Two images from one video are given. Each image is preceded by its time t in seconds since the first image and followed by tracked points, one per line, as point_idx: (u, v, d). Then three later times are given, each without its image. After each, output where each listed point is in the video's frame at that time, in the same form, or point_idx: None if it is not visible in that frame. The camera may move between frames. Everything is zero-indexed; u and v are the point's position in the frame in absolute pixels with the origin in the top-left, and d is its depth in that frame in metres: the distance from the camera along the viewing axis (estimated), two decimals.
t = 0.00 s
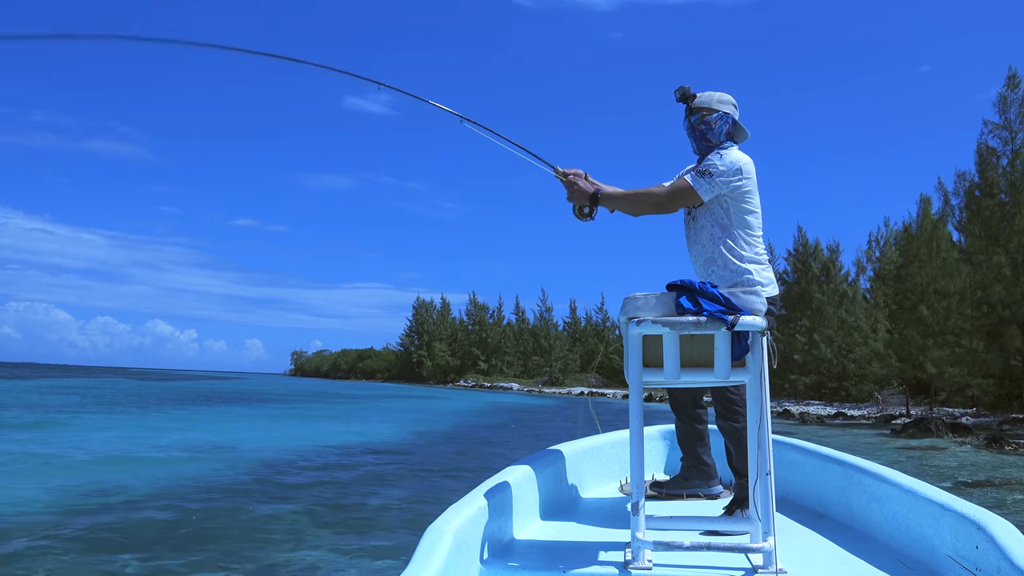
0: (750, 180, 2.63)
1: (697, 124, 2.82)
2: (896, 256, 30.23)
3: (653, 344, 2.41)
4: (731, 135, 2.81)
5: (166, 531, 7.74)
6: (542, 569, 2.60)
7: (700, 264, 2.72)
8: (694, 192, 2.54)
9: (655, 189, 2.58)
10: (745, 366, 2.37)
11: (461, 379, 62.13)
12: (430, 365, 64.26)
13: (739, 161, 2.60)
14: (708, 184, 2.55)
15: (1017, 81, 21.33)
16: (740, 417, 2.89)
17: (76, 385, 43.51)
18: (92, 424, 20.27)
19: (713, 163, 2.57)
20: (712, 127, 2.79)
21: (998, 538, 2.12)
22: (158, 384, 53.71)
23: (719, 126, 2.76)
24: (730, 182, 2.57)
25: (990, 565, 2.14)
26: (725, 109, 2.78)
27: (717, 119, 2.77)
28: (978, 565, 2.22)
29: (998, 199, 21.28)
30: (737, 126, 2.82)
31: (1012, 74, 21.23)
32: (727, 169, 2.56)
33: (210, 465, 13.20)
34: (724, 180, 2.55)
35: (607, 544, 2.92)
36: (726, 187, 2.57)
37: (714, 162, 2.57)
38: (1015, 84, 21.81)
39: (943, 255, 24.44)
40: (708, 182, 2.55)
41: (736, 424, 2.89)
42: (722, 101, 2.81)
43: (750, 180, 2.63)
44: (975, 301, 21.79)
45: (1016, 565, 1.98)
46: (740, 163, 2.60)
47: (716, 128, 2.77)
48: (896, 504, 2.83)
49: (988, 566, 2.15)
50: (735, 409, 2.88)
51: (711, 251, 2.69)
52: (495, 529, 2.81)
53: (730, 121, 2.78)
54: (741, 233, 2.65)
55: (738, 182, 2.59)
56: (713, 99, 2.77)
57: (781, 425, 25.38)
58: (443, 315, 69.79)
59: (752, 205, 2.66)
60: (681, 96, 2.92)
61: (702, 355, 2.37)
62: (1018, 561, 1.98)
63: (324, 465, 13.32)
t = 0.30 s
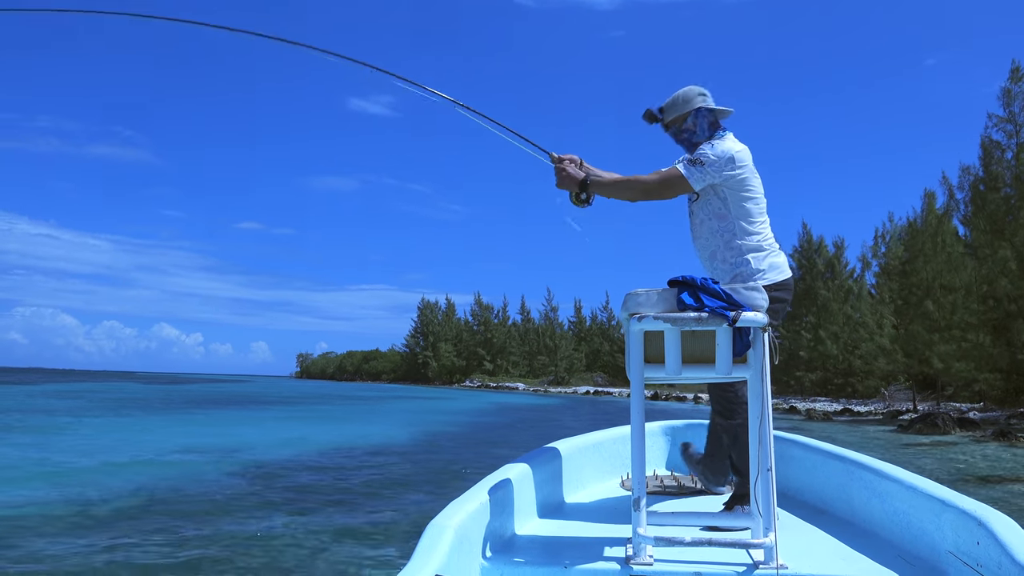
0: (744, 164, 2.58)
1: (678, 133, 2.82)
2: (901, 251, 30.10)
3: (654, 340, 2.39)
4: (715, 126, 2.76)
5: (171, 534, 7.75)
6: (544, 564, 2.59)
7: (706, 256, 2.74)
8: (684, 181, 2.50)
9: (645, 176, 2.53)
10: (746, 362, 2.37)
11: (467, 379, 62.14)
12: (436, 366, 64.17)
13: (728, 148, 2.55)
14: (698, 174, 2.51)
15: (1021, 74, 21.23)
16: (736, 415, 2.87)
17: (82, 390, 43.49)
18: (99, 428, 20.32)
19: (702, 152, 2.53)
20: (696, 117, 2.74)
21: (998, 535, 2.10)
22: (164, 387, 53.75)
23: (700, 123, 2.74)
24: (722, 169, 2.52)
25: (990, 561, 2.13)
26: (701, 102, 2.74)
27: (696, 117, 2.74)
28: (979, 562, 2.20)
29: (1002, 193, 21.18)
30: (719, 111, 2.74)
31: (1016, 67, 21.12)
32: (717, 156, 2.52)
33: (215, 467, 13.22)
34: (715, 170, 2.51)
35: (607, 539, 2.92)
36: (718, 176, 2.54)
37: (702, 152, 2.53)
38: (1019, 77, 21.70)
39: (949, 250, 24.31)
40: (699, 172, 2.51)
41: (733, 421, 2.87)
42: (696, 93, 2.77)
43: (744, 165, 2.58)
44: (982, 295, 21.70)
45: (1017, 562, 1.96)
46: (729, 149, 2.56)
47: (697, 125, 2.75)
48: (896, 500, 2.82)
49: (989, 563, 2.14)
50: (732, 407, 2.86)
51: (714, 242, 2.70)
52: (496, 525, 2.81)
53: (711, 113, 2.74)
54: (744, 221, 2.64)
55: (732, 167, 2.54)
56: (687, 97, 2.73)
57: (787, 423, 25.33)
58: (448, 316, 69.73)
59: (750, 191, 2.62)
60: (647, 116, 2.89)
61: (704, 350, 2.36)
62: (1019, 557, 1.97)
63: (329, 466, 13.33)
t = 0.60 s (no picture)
0: (738, 162, 2.55)
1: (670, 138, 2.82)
2: (906, 243, 30.00)
3: (656, 335, 2.37)
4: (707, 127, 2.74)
5: (178, 541, 7.76)
6: (546, 559, 2.58)
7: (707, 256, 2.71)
8: (673, 177, 2.50)
9: (633, 178, 2.57)
10: (748, 357, 2.35)
11: (473, 381, 62.14)
12: (442, 368, 64.12)
13: (720, 146, 2.53)
14: (686, 174, 2.51)
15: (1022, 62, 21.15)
16: (726, 422, 2.81)
17: (91, 399, 43.58)
18: (107, 437, 20.36)
19: (693, 153, 2.52)
20: (686, 122, 2.72)
21: (1000, 530, 2.08)
22: (172, 396, 53.84)
23: (691, 126, 2.72)
24: (714, 169, 2.51)
25: (992, 556, 2.10)
26: (691, 104, 2.70)
27: (687, 119, 2.71)
28: (981, 557, 2.17)
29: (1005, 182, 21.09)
30: (709, 112, 2.71)
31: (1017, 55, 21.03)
32: (708, 155, 2.51)
33: (222, 473, 13.24)
34: (706, 167, 2.50)
35: (609, 534, 2.90)
36: (710, 175, 2.52)
37: (693, 152, 2.52)
38: (1019, 66, 21.63)
39: (953, 241, 24.20)
40: (689, 171, 2.51)
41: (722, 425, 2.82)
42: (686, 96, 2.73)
43: (738, 163, 2.55)
44: (988, 286, 21.60)
45: (1019, 557, 1.94)
46: (721, 148, 2.53)
47: (690, 128, 2.72)
48: (898, 495, 2.79)
49: (989, 558, 2.11)
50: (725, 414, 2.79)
51: (714, 241, 2.67)
52: (497, 520, 2.79)
53: (702, 115, 2.71)
54: (743, 218, 2.61)
55: (724, 165, 2.52)
56: (675, 101, 2.70)
57: (794, 417, 25.24)
58: (453, 318, 69.71)
59: (747, 189, 2.59)
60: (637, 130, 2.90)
61: (706, 345, 2.34)
62: (1021, 553, 1.94)
63: (336, 470, 13.34)
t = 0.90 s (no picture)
0: (736, 153, 2.56)
1: (675, 119, 2.78)
2: (910, 238, 29.91)
3: (657, 333, 2.37)
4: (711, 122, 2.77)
5: (185, 547, 7.79)
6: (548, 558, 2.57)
7: (702, 245, 2.68)
8: (675, 155, 2.47)
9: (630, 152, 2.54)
10: (749, 356, 2.34)
11: (479, 383, 62.16)
12: (447, 370, 64.14)
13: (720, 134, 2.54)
14: (690, 153, 2.49)
15: None
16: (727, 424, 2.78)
17: (98, 407, 43.71)
18: (114, 444, 20.44)
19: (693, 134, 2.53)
20: (697, 108, 2.72)
21: (1002, 530, 2.08)
22: (178, 402, 53.97)
23: (697, 116, 2.72)
24: (713, 153, 2.51)
25: (993, 556, 2.10)
26: (702, 98, 2.72)
27: (695, 110, 2.72)
28: (982, 557, 2.17)
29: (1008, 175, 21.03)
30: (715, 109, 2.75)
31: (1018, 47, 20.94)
32: (708, 139, 2.52)
33: (228, 479, 13.29)
34: (706, 149, 2.50)
35: (610, 534, 2.90)
36: (709, 160, 2.52)
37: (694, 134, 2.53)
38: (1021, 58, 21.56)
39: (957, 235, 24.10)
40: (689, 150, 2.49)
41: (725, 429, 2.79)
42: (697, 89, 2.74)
43: (736, 154, 2.56)
44: (993, 279, 21.51)
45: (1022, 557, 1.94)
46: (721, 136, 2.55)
47: (694, 118, 2.73)
48: (900, 494, 2.78)
49: (992, 557, 2.11)
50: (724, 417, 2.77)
51: (711, 229, 2.64)
52: (499, 520, 2.78)
53: (708, 110, 2.74)
54: (742, 208, 2.60)
55: (723, 152, 2.53)
56: (687, 91, 2.70)
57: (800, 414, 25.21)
58: (457, 320, 69.72)
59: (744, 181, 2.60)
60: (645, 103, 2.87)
61: (707, 344, 2.34)
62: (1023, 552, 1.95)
63: (342, 474, 13.37)
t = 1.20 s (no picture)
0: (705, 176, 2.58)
1: (652, 133, 2.77)
2: (914, 236, 29.84)
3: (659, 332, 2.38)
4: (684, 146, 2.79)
5: (191, 551, 7.83)
6: (549, 557, 2.58)
7: (675, 263, 2.63)
8: (648, 170, 2.49)
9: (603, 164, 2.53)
10: (753, 355, 2.34)
11: (483, 385, 62.19)
12: (452, 373, 64.12)
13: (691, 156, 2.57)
14: (665, 167, 2.51)
15: None
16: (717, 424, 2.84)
17: (104, 412, 43.83)
18: (120, 450, 20.53)
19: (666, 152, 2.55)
20: (675, 129, 2.74)
21: (1005, 529, 2.08)
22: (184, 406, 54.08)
23: (674, 136, 2.74)
24: (684, 172, 2.53)
25: (997, 555, 2.11)
26: (680, 121, 2.74)
27: (673, 129, 2.74)
28: (986, 555, 2.17)
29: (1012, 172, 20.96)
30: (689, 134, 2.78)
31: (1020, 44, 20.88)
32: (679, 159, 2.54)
33: (234, 483, 13.35)
34: (678, 168, 2.52)
35: (614, 533, 2.91)
36: (681, 178, 2.53)
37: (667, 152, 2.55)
38: None
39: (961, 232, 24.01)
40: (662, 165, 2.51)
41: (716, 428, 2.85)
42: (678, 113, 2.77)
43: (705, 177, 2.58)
44: (998, 276, 21.41)
45: None
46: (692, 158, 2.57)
47: (670, 138, 2.74)
48: (903, 493, 2.78)
49: (995, 556, 2.11)
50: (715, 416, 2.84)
51: (681, 246, 2.63)
52: (503, 519, 2.80)
53: (684, 133, 2.77)
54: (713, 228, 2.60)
55: (693, 173, 2.55)
56: (669, 111, 2.71)
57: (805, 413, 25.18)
58: (461, 323, 69.73)
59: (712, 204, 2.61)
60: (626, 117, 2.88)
61: (709, 343, 2.35)
62: None
63: (347, 477, 13.42)
